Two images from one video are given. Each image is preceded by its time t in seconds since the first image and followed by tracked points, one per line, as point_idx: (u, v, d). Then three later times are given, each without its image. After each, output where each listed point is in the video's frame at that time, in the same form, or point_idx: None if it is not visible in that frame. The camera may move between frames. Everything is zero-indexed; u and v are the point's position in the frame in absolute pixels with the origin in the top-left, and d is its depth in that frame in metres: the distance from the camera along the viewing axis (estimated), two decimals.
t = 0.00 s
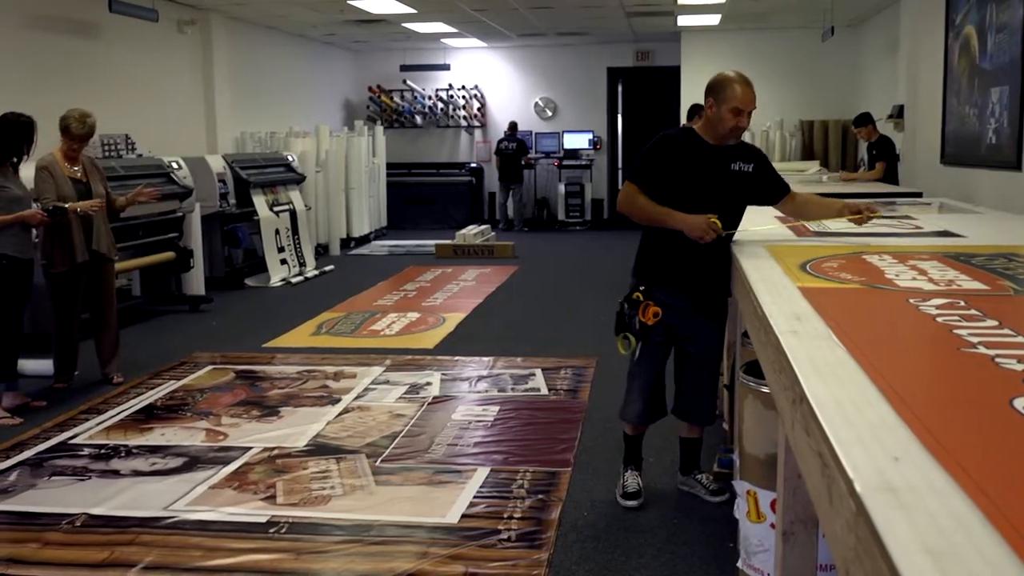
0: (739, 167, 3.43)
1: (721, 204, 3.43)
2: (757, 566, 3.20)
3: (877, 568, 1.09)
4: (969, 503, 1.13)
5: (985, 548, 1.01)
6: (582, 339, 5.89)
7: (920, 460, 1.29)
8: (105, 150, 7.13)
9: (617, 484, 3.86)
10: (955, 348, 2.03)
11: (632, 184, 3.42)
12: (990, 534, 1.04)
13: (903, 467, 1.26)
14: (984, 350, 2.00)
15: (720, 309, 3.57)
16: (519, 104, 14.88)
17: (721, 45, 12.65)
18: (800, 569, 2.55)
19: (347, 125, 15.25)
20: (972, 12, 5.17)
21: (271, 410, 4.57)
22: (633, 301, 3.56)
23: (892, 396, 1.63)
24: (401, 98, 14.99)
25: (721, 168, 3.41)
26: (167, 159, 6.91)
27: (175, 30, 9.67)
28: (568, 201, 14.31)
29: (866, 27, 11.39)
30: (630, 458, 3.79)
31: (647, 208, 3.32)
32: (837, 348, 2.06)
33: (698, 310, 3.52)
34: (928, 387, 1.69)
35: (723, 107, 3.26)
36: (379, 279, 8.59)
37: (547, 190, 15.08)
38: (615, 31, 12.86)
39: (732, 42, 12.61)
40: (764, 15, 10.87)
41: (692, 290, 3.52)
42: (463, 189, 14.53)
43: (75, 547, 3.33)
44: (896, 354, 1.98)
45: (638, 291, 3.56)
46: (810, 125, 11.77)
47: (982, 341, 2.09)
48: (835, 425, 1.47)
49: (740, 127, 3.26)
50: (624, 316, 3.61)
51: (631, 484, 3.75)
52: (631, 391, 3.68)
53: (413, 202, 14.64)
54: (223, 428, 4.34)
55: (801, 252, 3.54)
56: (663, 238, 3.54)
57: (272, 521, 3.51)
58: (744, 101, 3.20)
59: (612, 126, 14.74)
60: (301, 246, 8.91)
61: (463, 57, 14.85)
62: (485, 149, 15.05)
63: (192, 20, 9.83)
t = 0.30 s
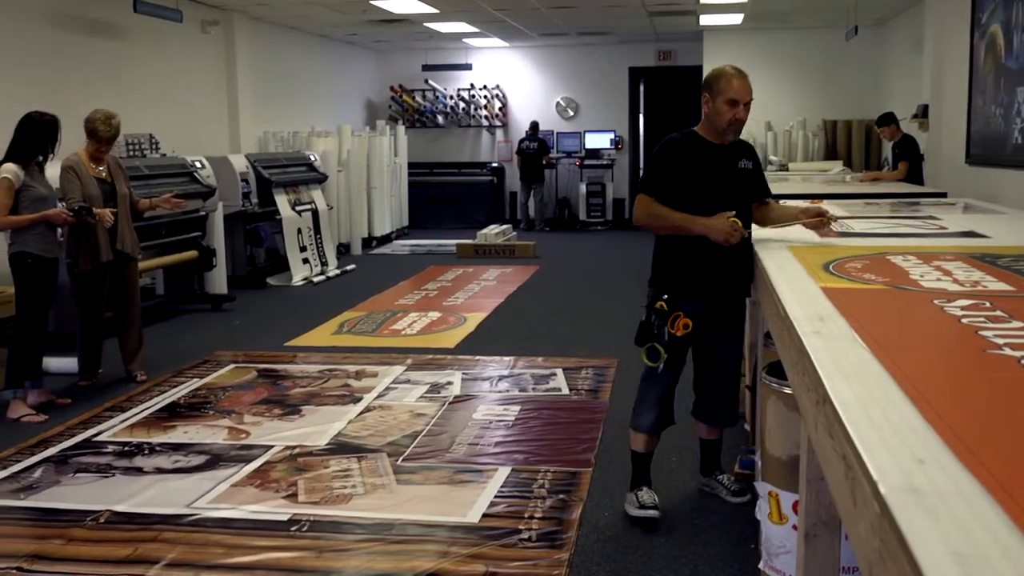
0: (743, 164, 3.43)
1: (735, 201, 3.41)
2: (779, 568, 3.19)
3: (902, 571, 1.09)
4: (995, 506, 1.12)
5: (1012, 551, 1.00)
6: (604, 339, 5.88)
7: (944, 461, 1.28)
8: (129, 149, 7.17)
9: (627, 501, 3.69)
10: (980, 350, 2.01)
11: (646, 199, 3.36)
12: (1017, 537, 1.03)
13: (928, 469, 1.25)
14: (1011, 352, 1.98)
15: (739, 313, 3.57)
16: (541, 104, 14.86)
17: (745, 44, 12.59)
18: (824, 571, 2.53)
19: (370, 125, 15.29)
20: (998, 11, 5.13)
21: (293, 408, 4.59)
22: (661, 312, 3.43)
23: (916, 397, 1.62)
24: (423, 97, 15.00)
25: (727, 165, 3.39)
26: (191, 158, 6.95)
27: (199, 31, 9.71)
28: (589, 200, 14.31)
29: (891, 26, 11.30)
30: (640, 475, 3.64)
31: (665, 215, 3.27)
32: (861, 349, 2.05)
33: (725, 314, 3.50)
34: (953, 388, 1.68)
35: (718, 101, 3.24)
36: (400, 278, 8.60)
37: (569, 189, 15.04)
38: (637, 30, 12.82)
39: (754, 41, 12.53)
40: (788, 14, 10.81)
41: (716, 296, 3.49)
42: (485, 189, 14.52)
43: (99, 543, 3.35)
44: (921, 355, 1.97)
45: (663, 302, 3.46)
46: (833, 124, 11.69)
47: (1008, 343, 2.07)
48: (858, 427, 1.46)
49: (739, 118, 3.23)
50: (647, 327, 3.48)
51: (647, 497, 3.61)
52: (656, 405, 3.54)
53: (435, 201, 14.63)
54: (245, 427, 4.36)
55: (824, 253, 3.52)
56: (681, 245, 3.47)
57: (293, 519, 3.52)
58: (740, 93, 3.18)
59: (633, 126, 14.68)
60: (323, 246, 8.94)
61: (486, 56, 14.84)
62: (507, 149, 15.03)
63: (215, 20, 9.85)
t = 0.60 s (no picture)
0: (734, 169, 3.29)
1: (731, 206, 3.26)
2: (804, 570, 3.18)
3: None
4: None
5: None
6: (629, 339, 5.87)
7: (974, 465, 1.27)
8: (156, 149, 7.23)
9: (651, 512, 3.62)
10: (1010, 351, 1.99)
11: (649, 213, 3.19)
12: None
13: (958, 472, 1.24)
14: None
15: (744, 320, 3.43)
16: (566, 103, 14.86)
17: (772, 44, 12.53)
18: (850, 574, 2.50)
19: (394, 125, 15.33)
20: None
21: (318, 407, 4.61)
22: (668, 324, 3.29)
23: (944, 399, 1.61)
24: (447, 97, 15.01)
25: (723, 167, 3.24)
26: (217, 158, 6.99)
27: (226, 31, 9.76)
28: (614, 201, 14.09)
29: (919, 25, 11.21)
30: (664, 488, 3.56)
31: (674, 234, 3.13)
32: (889, 351, 2.03)
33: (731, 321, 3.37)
34: (983, 389, 1.66)
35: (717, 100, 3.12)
36: (424, 278, 8.61)
37: (593, 189, 14.97)
38: (664, 30, 12.79)
39: (781, 41, 12.47)
40: (817, 13, 10.76)
41: (721, 304, 3.34)
42: (509, 189, 14.47)
43: (125, 540, 3.38)
44: (950, 357, 1.95)
45: (668, 314, 3.31)
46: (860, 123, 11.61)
47: None
48: (886, 428, 1.45)
49: (738, 117, 3.11)
50: (653, 342, 3.33)
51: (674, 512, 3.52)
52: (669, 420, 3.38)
53: (460, 201, 14.57)
54: (270, 425, 4.39)
55: (852, 254, 3.49)
56: (681, 255, 3.31)
57: (318, 517, 3.54)
58: (738, 89, 3.08)
59: (658, 126, 14.63)
60: (348, 245, 8.97)
61: (511, 55, 14.85)
62: (531, 148, 15.01)
63: (241, 20, 9.91)
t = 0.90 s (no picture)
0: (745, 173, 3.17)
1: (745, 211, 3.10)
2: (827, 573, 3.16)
3: None
4: None
5: None
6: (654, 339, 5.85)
7: (1001, 467, 1.26)
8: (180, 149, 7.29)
9: (673, 514, 3.60)
10: None
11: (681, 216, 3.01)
12: None
13: (985, 474, 1.23)
14: None
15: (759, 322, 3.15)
16: (588, 103, 14.84)
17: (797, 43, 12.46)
18: None
19: (417, 124, 15.33)
20: None
21: (340, 406, 4.62)
22: (670, 336, 3.14)
23: (971, 401, 1.60)
24: (470, 97, 14.95)
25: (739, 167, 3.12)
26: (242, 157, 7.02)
27: (250, 31, 9.81)
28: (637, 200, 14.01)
29: (945, 24, 11.13)
30: (683, 489, 3.54)
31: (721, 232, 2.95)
32: (915, 352, 2.02)
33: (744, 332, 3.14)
34: (1010, 392, 1.65)
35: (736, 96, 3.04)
36: (446, 277, 8.62)
37: (616, 190, 14.92)
38: (687, 29, 12.75)
39: (807, 40, 12.40)
40: (842, 12, 10.70)
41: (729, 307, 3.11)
42: (531, 188, 14.34)
43: (150, 536, 3.40)
44: (976, 358, 1.93)
45: (675, 325, 3.14)
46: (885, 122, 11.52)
47: None
48: (911, 430, 1.44)
49: (755, 113, 3.07)
50: (660, 354, 3.19)
51: (695, 513, 3.51)
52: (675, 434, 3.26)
53: (483, 201, 14.54)
54: (293, 423, 4.40)
55: (877, 254, 3.47)
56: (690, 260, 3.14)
57: (340, 515, 3.55)
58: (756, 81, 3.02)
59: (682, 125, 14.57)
60: (370, 244, 8.99)
61: (532, 56, 14.85)
62: (554, 148, 14.98)
63: (266, 20, 9.96)
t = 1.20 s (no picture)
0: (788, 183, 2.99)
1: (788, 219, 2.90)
2: None
3: None
4: None
5: None
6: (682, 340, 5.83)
7: None
8: (208, 148, 7.37)
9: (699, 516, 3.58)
10: None
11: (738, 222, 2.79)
12: None
13: (1019, 480, 1.22)
14: None
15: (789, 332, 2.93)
16: (614, 103, 14.80)
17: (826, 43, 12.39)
18: None
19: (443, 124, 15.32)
20: None
21: (366, 405, 4.64)
22: (700, 357, 2.96)
23: (1004, 405, 1.58)
24: (496, 97, 14.97)
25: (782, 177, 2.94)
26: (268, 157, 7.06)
27: (278, 31, 9.86)
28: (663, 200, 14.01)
29: (976, 23, 11.03)
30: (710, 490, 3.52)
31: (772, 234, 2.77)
32: (946, 354, 1.99)
33: (775, 349, 2.94)
34: None
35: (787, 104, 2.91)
36: (471, 277, 8.63)
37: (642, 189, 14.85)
38: (715, 28, 12.71)
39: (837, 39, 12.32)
40: (872, 11, 10.64)
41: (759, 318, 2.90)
42: (558, 189, 14.37)
43: (178, 533, 3.43)
44: (1009, 361, 1.91)
45: (705, 345, 2.95)
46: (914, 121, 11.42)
47: None
48: (943, 432, 1.43)
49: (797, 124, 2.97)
50: (691, 374, 3.01)
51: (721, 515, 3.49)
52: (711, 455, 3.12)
53: (509, 200, 14.57)
54: (319, 422, 4.43)
55: (908, 255, 3.44)
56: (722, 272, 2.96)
57: (366, 514, 3.57)
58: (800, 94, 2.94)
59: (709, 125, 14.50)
60: (396, 244, 9.00)
61: (558, 56, 14.83)
62: (580, 147, 14.96)
63: (293, 20, 10.01)
